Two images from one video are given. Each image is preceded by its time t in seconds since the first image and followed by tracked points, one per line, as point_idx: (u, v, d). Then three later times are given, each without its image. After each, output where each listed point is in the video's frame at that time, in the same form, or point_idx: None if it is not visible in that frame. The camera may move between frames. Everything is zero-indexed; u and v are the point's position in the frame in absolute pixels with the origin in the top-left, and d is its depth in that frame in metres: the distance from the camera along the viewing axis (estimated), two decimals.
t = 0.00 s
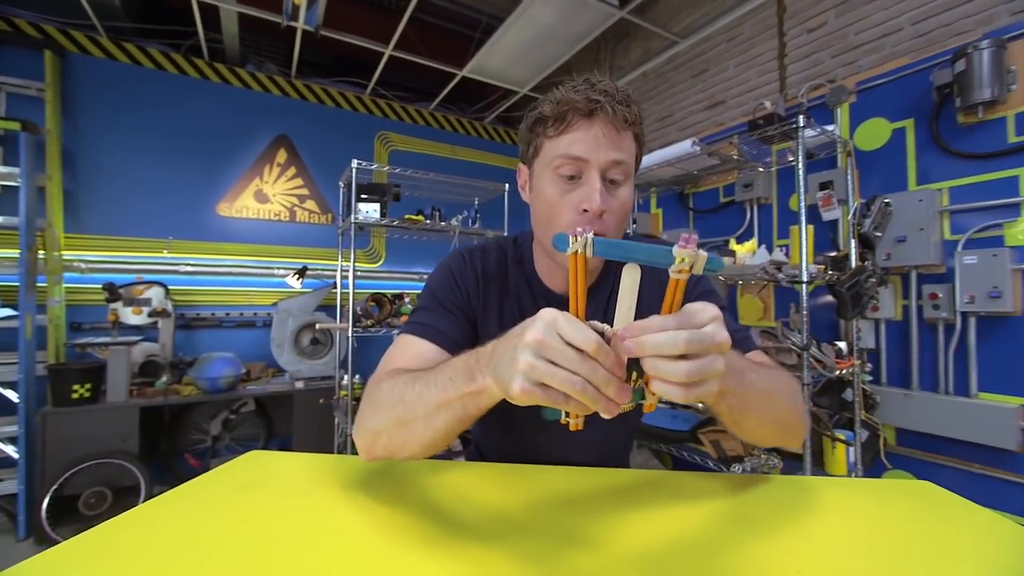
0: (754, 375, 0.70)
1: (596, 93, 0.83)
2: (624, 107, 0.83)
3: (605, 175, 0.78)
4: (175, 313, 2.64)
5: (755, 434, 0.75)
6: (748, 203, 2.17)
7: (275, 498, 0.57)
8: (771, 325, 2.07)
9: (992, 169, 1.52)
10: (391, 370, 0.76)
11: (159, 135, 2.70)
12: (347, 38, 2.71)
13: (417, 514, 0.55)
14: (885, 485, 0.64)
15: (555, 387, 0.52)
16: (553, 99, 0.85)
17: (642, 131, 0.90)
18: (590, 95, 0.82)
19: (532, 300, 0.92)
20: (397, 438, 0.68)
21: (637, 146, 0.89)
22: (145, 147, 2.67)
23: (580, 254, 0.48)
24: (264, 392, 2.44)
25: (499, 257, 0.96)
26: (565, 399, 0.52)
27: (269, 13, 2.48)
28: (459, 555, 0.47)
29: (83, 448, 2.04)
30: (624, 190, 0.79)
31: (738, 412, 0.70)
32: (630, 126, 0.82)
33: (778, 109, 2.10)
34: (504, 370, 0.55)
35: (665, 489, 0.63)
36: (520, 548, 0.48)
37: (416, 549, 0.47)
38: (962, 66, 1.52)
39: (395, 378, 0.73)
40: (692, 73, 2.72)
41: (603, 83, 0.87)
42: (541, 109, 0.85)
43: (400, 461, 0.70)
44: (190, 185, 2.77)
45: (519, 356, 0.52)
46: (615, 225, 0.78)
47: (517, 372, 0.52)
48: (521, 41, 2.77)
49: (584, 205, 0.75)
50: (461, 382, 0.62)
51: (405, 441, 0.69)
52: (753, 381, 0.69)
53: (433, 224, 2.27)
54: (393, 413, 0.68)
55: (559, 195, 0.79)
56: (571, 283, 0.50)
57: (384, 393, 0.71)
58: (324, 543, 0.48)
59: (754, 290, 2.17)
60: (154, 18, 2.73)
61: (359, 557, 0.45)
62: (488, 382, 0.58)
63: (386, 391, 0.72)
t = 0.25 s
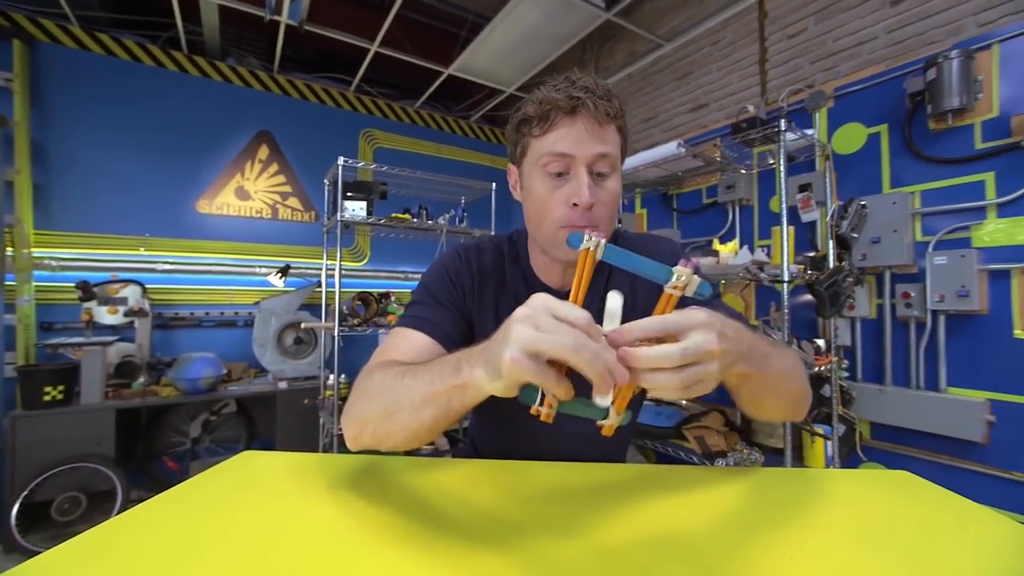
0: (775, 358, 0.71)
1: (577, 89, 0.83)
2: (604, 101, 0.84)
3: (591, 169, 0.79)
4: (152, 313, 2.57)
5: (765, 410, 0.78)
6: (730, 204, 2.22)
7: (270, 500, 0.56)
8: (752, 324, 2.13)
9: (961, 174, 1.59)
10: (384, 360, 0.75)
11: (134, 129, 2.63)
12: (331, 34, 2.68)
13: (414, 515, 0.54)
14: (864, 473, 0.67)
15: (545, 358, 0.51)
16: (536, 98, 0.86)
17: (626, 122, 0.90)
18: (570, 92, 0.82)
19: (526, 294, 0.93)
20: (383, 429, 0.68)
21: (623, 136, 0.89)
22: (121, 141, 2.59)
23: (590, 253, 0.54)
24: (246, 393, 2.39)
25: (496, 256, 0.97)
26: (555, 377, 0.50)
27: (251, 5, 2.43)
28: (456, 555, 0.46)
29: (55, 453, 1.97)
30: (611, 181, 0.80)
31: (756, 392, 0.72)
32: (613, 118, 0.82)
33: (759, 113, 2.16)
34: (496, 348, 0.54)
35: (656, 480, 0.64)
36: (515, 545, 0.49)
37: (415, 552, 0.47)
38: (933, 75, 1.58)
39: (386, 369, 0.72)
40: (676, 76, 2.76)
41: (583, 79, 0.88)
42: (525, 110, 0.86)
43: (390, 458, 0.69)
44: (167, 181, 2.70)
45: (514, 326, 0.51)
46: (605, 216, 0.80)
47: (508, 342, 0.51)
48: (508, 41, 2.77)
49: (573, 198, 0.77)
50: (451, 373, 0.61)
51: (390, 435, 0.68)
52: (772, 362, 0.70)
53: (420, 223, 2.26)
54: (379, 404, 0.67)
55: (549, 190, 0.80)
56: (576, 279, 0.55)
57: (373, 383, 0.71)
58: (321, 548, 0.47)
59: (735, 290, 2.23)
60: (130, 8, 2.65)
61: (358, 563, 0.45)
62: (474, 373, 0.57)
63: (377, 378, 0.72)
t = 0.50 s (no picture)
0: (733, 362, 0.74)
1: (559, 88, 0.83)
2: (587, 98, 0.83)
3: (578, 166, 0.79)
4: (130, 312, 2.50)
5: (726, 410, 0.80)
6: (714, 205, 2.26)
7: (267, 499, 0.55)
8: (736, 322, 2.17)
9: (935, 177, 1.64)
10: (378, 352, 0.76)
11: (111, 123, 2.55)
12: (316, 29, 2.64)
13: (411, 511, 0.55)
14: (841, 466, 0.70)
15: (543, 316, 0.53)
16: (521, 100, 0.85)
17: (611, 117, 0.89)
18: (552, 91, 0.81)
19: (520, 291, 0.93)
20: (375, 418, 0.68)
21: (609, 132, 0.89)
22: (97, 135, 2.52)
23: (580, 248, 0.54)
24: (228, 394, 2.34)
25: (490, 255, 0.98)
26: (555, 332, 0.51)
27: None
28: (455, 546, 0.47)
29: (28, 457, 1.90)
30: (598, 176, 0.81)
31: (713, 392, 0.75)
32: (596, 115, 0.82)
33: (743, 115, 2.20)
34: (495, 316, 0.56)
35: (644, 472, 0.66)
36: (510, 534, 0.50)
37: (415, 545, 0.47)
38: (909, 81, 1.64)
39: (381, 359, 0.73)
40: (661, 78, 2.80)
41: (565, 78, 0.86)
42: (510, 110, 0.86)
43: (384, 458, 0.70)
44: (145, 176, 2.63)
45: (512, 290, 0.55)
46: (594, 210, 0.80)
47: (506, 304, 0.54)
48: (495, 40, 2.77)
49: (562, 194, 0.77)
50: (446, 355, 0.63)
51: (383, 425, 0.68)
52: (729, 364, 0.72)
53: (408, 221, 2.24)
54: (374, 391, 0.68)
55: (538, 188, 0.80)
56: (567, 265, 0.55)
57: (368, 373, 0.71)
58: (322, 544, 0.47)
59: (719, 289, 2.27)
60: None
61: (360, 557, 0.45)
62: (469, 351, 0.60)
63: (370, 369, 0.73)
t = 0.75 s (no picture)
0: (707, 362, 0.76)
1: (560, 85, 0.83)
2: (588, 96, 0.83)
3: (576, 162, 0.79)
4: (110, 311, 2.44)
5: (703, 412, 0.81)
6: (702, 204, 2.29)
7: (265, 497, 0.54)
8: (723, 320, 2.20)
9: (915, 179, 1.69)
10: (375, 348, 0.76)
11: (89, 116, 2.48)
12: (303, 24, 2.60)
13: (412, 506, 0.54)
14: (823, 464, 0.72)
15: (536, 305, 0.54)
16: (523, 96, 0.85)
17: (611, 117, 0.90)
18: (554, 88, 0.81)
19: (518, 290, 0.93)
20: (375, 414, 0.68)
21: (609, 132, 0.89)
22: (73, 129, 2.45)
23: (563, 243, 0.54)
24: (213, 394, 2.30)
25: (487, 252, 0.97)
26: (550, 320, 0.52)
27: None
28: (455, 540, 0.47)
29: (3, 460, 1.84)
30: (596, 173, 0.81)
31: (690, 391, 0.76)
32: (596, 113, 0.82)
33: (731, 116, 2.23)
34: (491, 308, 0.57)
35: (631, 468, 0.67)
36: (507, 529, 0.50)
37: (417, 541, 0.47)
38: (891, 85, 1.68)
39: (381, 355, 0.73)
40: (650, 78, 2.82)
41: (567, 75, 0.87)
42: (512, 106, 0.86)
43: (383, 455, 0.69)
44: (125, 171, 2.56)
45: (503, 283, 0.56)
46: (591, 207, 0.81)
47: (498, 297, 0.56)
48: (485, 37, 2.76)
49: (558, 190, 0.78)
50: (447, 351, 0.64)
51: (382, 421, 0.68)
52: (705, 364, 0.74)
53: (397, 219, 2.22)
54: (374, 386, 0.68)
55: (536, 184, 0.80)
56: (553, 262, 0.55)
57: (367, 368, 0.71)
58: (325, 541, 0.46)
59: (707, 287, 2.30)
60: None
61: (362, 553, 0.44)
62: (470, 346, 0.60)
63: (368, 366, 0.72)
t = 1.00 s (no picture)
0: (705, 365, 0.75)
1: (563, 84, 0.81)
2: (592, 95, 0.82)
3: (578, 163, 0.78)
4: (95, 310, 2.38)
5: (697, 416, 0.80)
6: (696, 203, 2.30)
7: (266, 503, 0.52)
8: (716, 319, 2.21)
9: (907, 179, 1.70)
10: (376, 364, 0.75)
11: (72, 111, 2.42)
12: (294, 18, 2.56)
13: (419, 510, 0.53)
14: (820, 462, 0.73)
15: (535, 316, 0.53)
16: (524, 93, 0.83)
17: (615, 116, 0.89)
18: (557, 86, 0.80)
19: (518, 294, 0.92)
20: (380, 433, 0.66)
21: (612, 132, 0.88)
22: (56, 124, 2.39)
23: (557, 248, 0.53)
24: (202, 395, 2.26)
25: (485, 254, 0.96)
26: (553, 330, 0.52)
27: None
28: (465, 546, 0.46)
29: None
30: (598, 174, 0.80)
31: (686, 395, 0.75)
32: (600, 113, 0.81)
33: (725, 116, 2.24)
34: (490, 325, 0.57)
35: (629, 468, 0.67)
36: (514, 531, 0.49)
37: (426, 547, 0.45)
38: (883, 86, 1.70)
39: (382, 370, 0.72)
40: (644, 77, 2.82)
41: (571, 74, 0.85)
42: (513, 104, 0.84)
43: (386, 457, 0.67)
44: (111, 168, 2.51)
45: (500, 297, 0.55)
46: (592, 209, 0.80)
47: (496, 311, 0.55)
48: (479, 34, 2.74)
49: (559, 191, 0.77)
50: (449, 368, 0.63)
51: (387, 439, 0.67)
52: (703, 368, 0.74)
53: (391, 217, 2.20)
54: (376, 404, 0.66)
55: (536, 185, 0.80)
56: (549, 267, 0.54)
57: (368, 385, 0.70)
58: (331, 549, 0.44)
59: (700, 286, 2.31)
60: None
61: (370, 561, 0.43)
62: (474, 365, 0.59)
63: (370, 383, 0.70)
